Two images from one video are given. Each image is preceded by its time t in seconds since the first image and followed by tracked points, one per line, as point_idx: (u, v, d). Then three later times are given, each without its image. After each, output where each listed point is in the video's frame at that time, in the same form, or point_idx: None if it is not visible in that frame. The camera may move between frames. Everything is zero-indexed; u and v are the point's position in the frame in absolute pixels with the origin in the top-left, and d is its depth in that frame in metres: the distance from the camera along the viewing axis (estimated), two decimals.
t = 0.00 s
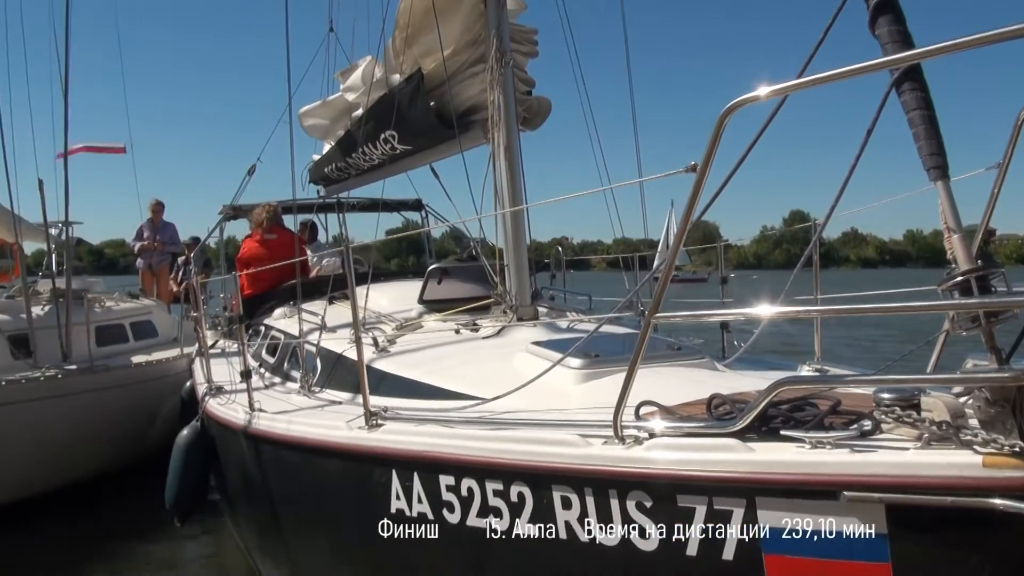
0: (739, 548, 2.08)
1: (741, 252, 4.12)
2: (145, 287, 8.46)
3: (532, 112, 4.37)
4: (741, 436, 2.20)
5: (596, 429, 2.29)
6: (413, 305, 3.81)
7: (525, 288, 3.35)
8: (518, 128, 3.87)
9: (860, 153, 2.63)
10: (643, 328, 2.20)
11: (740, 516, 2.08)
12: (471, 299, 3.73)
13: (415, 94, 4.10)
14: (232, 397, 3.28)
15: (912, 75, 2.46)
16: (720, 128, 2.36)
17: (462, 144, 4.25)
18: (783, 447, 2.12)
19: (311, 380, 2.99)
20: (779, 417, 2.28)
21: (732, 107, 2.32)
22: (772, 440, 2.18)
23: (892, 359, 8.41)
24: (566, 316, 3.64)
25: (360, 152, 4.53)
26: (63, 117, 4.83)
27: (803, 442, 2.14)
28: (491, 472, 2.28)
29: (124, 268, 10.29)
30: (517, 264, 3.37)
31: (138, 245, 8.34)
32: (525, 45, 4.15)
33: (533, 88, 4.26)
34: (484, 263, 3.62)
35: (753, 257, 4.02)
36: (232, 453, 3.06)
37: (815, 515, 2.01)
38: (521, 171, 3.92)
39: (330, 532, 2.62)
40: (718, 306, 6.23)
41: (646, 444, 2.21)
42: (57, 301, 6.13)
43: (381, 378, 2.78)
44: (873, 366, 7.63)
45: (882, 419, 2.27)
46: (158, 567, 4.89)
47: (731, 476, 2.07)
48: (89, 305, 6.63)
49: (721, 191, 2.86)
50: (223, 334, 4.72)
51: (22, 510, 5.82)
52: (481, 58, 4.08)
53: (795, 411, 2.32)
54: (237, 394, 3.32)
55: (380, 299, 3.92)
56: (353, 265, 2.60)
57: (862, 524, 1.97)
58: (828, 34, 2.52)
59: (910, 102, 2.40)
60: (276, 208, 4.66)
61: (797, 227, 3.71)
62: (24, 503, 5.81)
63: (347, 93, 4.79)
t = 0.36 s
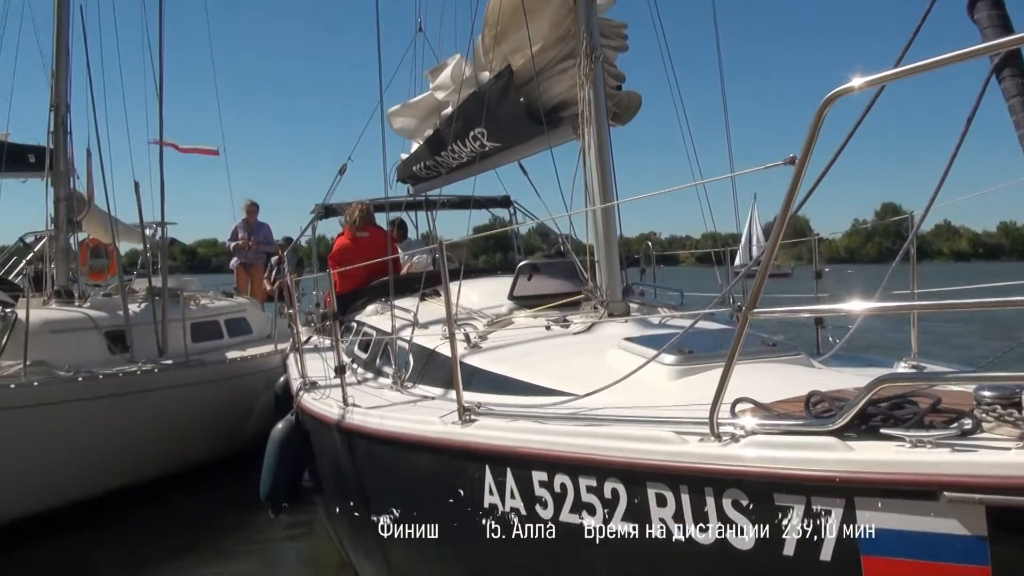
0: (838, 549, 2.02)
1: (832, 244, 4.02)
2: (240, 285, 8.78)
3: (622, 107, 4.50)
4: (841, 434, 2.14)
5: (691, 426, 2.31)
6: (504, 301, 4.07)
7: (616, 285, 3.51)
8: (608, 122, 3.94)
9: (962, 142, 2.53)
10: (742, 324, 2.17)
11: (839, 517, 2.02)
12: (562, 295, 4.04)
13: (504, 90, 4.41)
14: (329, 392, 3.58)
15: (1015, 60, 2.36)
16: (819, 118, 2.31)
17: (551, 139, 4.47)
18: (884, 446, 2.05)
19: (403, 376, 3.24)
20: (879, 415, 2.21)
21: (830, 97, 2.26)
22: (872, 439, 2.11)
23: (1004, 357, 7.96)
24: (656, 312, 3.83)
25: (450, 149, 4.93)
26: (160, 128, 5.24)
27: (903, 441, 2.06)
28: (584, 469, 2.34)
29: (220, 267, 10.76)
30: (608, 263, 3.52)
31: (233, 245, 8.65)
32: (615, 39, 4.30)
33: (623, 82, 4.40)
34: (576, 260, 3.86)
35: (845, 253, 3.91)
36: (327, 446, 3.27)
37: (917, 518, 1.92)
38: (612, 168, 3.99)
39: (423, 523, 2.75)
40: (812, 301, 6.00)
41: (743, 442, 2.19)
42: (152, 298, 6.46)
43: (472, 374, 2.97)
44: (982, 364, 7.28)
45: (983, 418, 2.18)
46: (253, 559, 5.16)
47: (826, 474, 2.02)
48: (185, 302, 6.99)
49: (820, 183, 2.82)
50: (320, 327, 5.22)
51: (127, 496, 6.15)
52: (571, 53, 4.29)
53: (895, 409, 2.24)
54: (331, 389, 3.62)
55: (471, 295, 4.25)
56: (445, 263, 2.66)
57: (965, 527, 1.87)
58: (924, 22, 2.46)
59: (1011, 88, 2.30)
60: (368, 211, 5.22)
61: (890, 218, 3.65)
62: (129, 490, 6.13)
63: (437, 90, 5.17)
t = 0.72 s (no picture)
0: (894, 547, 1.99)
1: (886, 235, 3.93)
2: (295, 282, 8.97)
3: (676, 99, 4.50)
4: (897, 430, 2.10)
5: (747, 422, 2.30)
6: (556, 296, 4.20)
7: (670, 280, 3.56)
8: (661, 115, 3.93)
9: None
10: (799, 317, 2.15)
11: (895, 514, 1.98)
12: (614, 287, 4.14)
13: (556, 85, 4.53)
14: (384, 386, 3.86)
15: None
16: (875, 109, 2.27)
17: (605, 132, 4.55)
18: (939, 442, 2.00)
19: (456, 369, 3.52)
20: (935, 411, 2.17)
21: (881, 92, 2.23)
22: (928, 435, 2.07)
23: None
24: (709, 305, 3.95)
25: (503, 144, 5.12)
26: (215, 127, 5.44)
27: (959, 437, 2.01)
28: (638, 464, 2.37)
29: (274, 261, 11.02)
30: (663, 257, 3.59)
31: (289, 241, 8.86)
32: (667, 31, 4.32)
33: (677, 74, 4.39)
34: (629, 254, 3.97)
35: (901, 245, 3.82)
36: (384, 438, 3.49)
37: (974, 515, 1.88)
38: (666, 159, 3.97)
39: (479, 512, 2.90)
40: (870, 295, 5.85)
41: (799, 437, 2.17)
42: (207, 293, 6.60)
43: (525, 367, 3.14)
44: None
45: None
46: (308, 549, 5.31)
47: (881, 471, 1.98)
48: (239, 297, 7.15)
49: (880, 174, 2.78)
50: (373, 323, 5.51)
51: (186, 486, 6.34)
52: (622, 46, 4.30)
53: (951, 404, 2.19)
54: (386, 382, 3.91)
55: (525, 290, 4.40)
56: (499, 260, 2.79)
57: None
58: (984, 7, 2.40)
59: None
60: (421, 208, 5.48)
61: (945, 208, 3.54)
62: (188, 480, 6.32)
63: (489, 87, 5.35)
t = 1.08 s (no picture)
0: (930, 547, 1.96)
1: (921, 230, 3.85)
2: (329, 277, 9.04)
3: (710, 94, 4.47)
4: (934, 428, 2.07)
5: (784, 419, 2.29)
6: (589, 292, 4.22)
7: (705, 275, 3.56)
8: (696, 110, 3.92)
9: None
10: (835, 314, 2.14)
11: (931, 513, 1.95)
12: (644, 284, 4.17)
13: (590, 80, 4.55)
14: (417, 382, 4.01)
15: None
16: (913, 102, 2.24)
17: (638, 127, 4.56)
18: (976, 440, 1.97)
19: (489, 366, 3.66)
20: (973, 408, 2.12)
21: (922, 83, 2.19)
22: (965, 433, 2.04)
23: None
24: (744, 302, 3.96)
25: (535, 140, 5.15)
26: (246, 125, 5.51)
27: (997, 436, 1.97)
28: (673, 461, 2.37)
29: (306, 256, 11.12)
30: (697, 252, 3.58)
31: (324, 236, 8.92)
32: (702, 25, 4.30)
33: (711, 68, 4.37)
34: (663, 250, 3.97)
35: (935, 239, 3.74)
36: (418, 433, 3.62)
37: (1013, 515, 1.84)
38: (700, 154, 3.96)
39: (513, 509, 2.93)
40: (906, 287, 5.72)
41: (836, 434, 2.15)
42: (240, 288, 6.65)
43: (559, 364, 3.21)
44: None
45: None
46: (340, 543, 5.38)
47: (919, 470, 1.96)
48: (272, 291, 7.23)
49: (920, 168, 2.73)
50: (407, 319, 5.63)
51: (222, 478, 6.43)
52: (656, 40, 4.36)
53: (990, 402, 2.14)
54: (419, 379, 4.05)
55: (558, 285, 4.43)
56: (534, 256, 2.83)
57: None
58: None
59: None
60: (454, 205, 5.59)
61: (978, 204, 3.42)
62: (223, 473, 6.41)
63: (524, 82, 5.42)
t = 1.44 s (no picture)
0: (969, 552, 1.92)
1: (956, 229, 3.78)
2: (359, 275, 9.10)
3: (744, 93, 4.45)
4: (972, 431, 2.04)
5: (821, 421, 2.27)
6: (622, 292, 4.24)
7: (739, 275, 3.55)
8: (730, 109, 3.90)
9: None
10: (874, 316, 2.12)
11: (969, 517, 1.92)
12: (680, 284, 4.15)
13: (624, 79, 4.56)
14: (450, 381, 4.07)
15: None
16: (953, 100, 2.20)
17: (671, 127, 4.56)
18: (1015, 443, 1.93)
19: (522, 365, 3.71)
20: (1012, 411, 2.06)
21: (963, 81, 2.15)
22: (1004, 436, 1.99)
23: None
24: (778, 303, 3.95)
25: (568, 139, 5.17)
26: (279, 125, 5.64)
27: None
28: (709, 462, 2.37)
29: (336, 254, 11.21)
30: (731, 252, 3.57)
31: (356, 234, 9.02)
32: (737, 24, 4.29)
33: (745, 67, 4.36)
34: (697, 250, 3.96)
35: (966, 240, 3.62)
36: (450, 432, 3.66)
37: None
38: (735, 153, 3.94)
39: (545, 509, 2.95)
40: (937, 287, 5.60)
41: (873, 437, 2.12)
42: (271, 286, 6.75)
43: (593, 364, 3.24)
44: None
45: None
46: (371, 542, 5.42)
47: (958, 472, 1.93)
48: (304, 290, 7.30)
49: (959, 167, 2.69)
50: (440, 318, 5.69)
51: (253, 475, 6.52)
52: (691, 39, 4.36)
53: None
54: (451, 379, 4.11)
55: (591, 285, 4.44)
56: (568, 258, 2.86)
57: None
58: None
59: None
60: (486, 204, 5.64)
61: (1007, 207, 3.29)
62: (255, 470, 6.50)
63: (556, 81, 5.45)
